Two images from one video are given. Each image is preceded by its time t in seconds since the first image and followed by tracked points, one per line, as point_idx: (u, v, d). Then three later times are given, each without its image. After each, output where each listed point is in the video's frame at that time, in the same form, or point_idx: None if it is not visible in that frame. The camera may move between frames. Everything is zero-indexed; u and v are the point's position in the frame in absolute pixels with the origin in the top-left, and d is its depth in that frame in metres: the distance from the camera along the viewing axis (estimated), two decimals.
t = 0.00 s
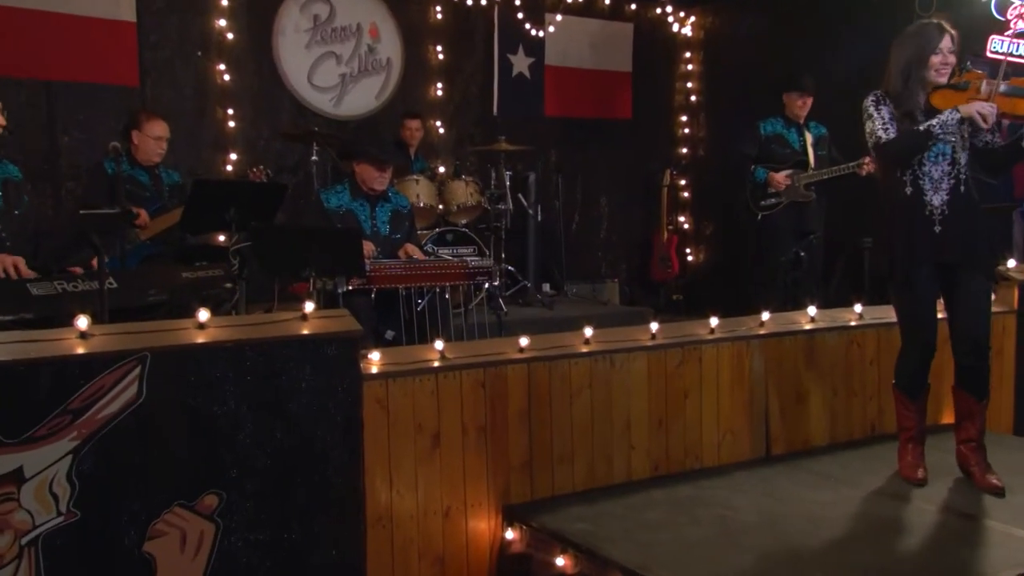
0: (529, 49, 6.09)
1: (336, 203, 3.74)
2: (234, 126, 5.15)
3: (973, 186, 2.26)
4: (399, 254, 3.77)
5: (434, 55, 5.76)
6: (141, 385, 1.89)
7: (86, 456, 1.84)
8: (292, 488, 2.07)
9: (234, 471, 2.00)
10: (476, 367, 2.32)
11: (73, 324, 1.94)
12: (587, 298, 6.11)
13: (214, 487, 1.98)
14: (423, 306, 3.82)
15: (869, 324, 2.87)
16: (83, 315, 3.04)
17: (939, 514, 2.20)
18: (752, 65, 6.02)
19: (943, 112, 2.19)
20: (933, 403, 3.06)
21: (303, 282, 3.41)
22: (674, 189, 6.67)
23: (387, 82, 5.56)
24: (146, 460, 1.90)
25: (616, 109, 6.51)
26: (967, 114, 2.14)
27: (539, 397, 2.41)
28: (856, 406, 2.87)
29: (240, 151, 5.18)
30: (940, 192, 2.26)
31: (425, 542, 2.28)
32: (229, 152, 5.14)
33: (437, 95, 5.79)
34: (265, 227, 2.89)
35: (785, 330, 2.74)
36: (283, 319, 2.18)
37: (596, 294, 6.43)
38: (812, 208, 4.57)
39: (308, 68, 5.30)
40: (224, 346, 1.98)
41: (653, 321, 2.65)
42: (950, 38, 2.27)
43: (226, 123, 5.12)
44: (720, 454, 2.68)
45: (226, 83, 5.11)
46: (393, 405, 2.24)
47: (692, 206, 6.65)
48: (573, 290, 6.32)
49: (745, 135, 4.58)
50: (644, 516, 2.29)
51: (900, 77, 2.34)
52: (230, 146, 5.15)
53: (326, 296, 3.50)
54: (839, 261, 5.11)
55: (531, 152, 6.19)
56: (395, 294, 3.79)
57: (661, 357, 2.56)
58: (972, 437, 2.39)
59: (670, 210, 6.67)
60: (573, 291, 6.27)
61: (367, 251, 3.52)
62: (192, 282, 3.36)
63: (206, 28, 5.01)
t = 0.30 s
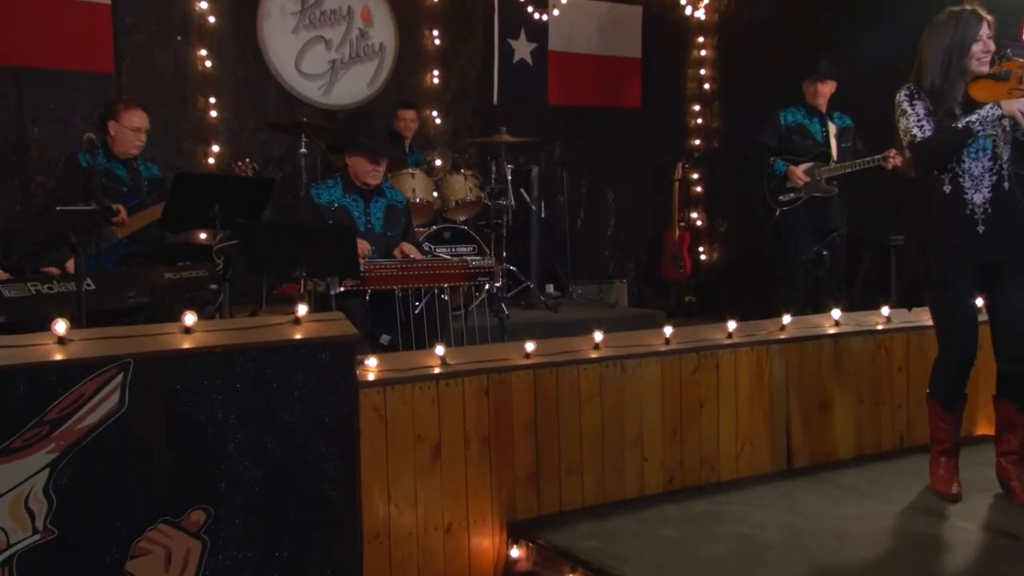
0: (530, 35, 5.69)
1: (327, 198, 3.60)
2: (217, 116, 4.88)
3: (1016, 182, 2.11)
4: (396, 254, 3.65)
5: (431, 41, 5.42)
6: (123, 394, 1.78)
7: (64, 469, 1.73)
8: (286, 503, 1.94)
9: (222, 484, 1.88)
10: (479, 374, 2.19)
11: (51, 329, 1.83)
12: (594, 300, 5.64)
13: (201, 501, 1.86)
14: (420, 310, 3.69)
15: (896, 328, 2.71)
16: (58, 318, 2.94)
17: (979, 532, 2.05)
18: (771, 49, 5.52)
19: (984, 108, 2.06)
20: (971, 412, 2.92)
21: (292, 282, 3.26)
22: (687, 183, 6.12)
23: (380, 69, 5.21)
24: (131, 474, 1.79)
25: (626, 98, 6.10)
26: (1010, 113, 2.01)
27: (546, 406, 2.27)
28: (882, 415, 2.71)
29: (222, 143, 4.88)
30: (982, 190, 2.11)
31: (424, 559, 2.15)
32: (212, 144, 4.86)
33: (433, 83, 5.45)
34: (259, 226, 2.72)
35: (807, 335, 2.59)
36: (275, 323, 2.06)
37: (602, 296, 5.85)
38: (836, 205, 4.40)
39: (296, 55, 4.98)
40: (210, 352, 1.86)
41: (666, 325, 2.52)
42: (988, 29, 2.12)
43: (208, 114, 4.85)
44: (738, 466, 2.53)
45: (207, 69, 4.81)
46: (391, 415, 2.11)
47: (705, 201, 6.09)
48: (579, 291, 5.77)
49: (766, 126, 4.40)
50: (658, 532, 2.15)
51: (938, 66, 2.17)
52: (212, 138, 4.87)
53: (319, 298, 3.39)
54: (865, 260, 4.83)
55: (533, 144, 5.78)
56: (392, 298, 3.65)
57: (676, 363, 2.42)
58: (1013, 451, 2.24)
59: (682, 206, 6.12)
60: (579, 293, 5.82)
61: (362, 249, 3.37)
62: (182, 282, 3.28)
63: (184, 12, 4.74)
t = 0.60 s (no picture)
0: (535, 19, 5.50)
1: (318, 192, 3.48)
2: (200, 105, 4.67)
3: None
4: (393, 254, 3.54)
5: (428, 25, 5.25)
6: (106, 404, 1.68)
7: (44, 482, 1.64)
8: (279, 519, 1.83)
9: (210, 498, 1.78)
10: (484, 381, 2.07)
11: (28, 333, 1.73)
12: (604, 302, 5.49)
13: (188, 518, 1.76)
14: (417, 314, 3.56)
15: (928, 332, 2.55)
16: (32, 321, 2.81)
17: None
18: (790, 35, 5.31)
19: None
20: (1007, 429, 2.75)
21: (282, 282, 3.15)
22: (701, 177, 5.93)
23: (373, 55, 5.03)
24: (114, 488, 1.70)
25: (634, 86, 5.93)
26: None
27: (555, 414, 2.14)
28: (913, 424, 2.55)
29: (204, 132, 4.68)
30: None
31: None
32: (194, 135, 4.66)
33: (433, 70, 5.29)
34: (245, 220, 2.56)
35: (833, 339, 2.45)
36: (268, 326, 1.96)
37: (612, 297, 5.69)
38: (862, 200, 4.24)
39: (284, 40, 4.79)
40: (197, 359, 1.75)
41: (682, 330, 2.39)
42: None
43: (189, 103, 4.64)
44: (760, 478, 2.38)
45: (189, 54, 4.62)
46: (390, 424, 1.99)
47: (721, 195, 5.87)
48: (586, 292, 5.61)
49: (786, 117, 4.24)
50: (676, 551, 2.01)
51: (994, 47, 2.03)
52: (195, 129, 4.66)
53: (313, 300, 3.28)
54: (893, 259, 4.68)
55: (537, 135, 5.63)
56: (389, 300, 3.51)
57: (693, 369, 2.28)
58: None
59: (697, 201, 5.93)
60: (588, 293, 5.61)
61: (358, 249, 3.24)
62: (167, 284, 3.11)
63: None
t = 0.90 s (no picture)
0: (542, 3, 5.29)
1: (313, 188, 3.32)
2: (184, 94, 4.53)
3: None
4: (393, 254, 3.40)
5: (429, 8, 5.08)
6: (89, 415, 1.58)
7: (22, 497, 1.54)
8: (272, 538, 1.72)
9: (200, 515, 1.66)
10: (491, 390, 1.95)
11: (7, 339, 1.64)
12: (616, 304, 5.29)
13: (176, 536, 1.65)
14: (420, 318, 3.33)
15: (966, 338, 2.41)
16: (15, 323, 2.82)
17: None
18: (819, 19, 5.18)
19: None
20: None
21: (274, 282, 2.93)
22: (721, 169, 5.75)
23: (370, 40, 4.86)
24: (98, 504, 1.59)
25: (648, 73, 5.70)
26: None
27: (567, 426, 2.02)
28: (949, 436, 2.40)
29: (189, 124, 4.54)
30: None
31: None
32: (178, 126, 4.53)
33: (433, 56, 5.11)
34: (234, 218, 2.42)
35: (864, 345, 2.31)
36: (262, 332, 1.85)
37: (625, 299, 5.50)
38: (895, 196, 4.06)
39: (275, 24, 4.62)
40: (186, 366, 1.64)
41: (704, 334, 2.25)
42: None
43: (174, 92, 4.50)
44: (786, 494, 2.24)
45: (173, 39, 4.47)
46: (391, 435, 1.87)
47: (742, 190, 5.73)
48: (598, 293, 5.41)
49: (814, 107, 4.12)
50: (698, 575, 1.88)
51: None
52: (179, 119, 4.53)
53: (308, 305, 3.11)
54: (929, 258, 4.50)
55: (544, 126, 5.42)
56: (388, 302, 3.31)
57: (714, 377, 2.15)
58: None
59: (715, 196, 5.75)
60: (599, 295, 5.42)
61: (355, 248, 3.08)
62: (151, 285, 3.13)
63: None
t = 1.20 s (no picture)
0: None
1: (309, 183, 3.11)
2: (167, 82, 4.51)
3: None
4: (394, 255, 3.16)
5: None
6: (72, 427, 1.48)
7: None
8: (268, 559, 1.61)
9: (190, 534, 1.56)
10: (500, 399, 1.83)
11: None
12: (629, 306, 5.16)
13: (164, 558, 1.54)
14: (422, 322, 3.17)
15: (1007, 344, 2.27)
16: None
17: None
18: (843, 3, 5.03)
19: None
20: None
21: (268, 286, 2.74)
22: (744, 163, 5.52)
23: (366, 26, 4.82)
24: (81, 523, 1.48)
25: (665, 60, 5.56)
26: None
27: (580, 438, 1.90)
28: (989, 449, 2.26)
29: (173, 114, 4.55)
30: None
31: None
32: (162, 117, 4.52)
33: (433, 40, 5.11)
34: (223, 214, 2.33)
35: (898, 352, 2.17)
36: (258, 338, 1.76)
37: (640, 302, 5.38)
38: (929, 190, 3.91)
39: (269, 10, 4.58)
40: (176, 375, 1.54)
41: (726, 340, 2.13)
42: None
43: (158, 80, 4.49)
44: (816, 511, 2.10)
45: (156, 23, 4.46)
46: (394, 447, 1.76)
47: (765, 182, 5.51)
48: (610, 296, 5.31)
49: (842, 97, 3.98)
50: None
51: None
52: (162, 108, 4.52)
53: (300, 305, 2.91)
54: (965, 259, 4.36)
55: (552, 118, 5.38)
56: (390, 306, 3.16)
57: (737, 385, 2.02)
58: None
59: (738, 190, 5.49)
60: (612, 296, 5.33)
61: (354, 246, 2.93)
62: (137, 287, 3.04)
63: None
